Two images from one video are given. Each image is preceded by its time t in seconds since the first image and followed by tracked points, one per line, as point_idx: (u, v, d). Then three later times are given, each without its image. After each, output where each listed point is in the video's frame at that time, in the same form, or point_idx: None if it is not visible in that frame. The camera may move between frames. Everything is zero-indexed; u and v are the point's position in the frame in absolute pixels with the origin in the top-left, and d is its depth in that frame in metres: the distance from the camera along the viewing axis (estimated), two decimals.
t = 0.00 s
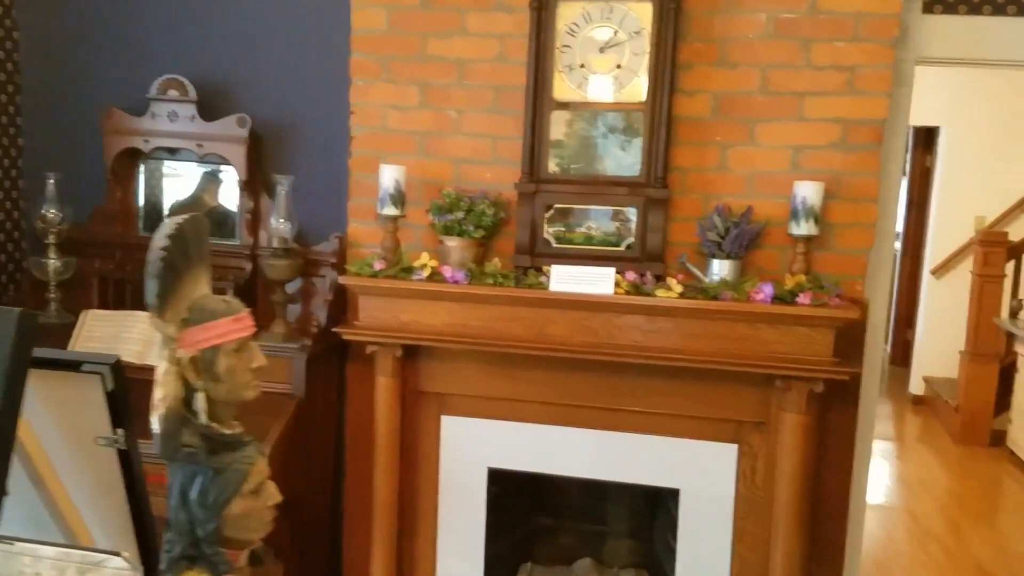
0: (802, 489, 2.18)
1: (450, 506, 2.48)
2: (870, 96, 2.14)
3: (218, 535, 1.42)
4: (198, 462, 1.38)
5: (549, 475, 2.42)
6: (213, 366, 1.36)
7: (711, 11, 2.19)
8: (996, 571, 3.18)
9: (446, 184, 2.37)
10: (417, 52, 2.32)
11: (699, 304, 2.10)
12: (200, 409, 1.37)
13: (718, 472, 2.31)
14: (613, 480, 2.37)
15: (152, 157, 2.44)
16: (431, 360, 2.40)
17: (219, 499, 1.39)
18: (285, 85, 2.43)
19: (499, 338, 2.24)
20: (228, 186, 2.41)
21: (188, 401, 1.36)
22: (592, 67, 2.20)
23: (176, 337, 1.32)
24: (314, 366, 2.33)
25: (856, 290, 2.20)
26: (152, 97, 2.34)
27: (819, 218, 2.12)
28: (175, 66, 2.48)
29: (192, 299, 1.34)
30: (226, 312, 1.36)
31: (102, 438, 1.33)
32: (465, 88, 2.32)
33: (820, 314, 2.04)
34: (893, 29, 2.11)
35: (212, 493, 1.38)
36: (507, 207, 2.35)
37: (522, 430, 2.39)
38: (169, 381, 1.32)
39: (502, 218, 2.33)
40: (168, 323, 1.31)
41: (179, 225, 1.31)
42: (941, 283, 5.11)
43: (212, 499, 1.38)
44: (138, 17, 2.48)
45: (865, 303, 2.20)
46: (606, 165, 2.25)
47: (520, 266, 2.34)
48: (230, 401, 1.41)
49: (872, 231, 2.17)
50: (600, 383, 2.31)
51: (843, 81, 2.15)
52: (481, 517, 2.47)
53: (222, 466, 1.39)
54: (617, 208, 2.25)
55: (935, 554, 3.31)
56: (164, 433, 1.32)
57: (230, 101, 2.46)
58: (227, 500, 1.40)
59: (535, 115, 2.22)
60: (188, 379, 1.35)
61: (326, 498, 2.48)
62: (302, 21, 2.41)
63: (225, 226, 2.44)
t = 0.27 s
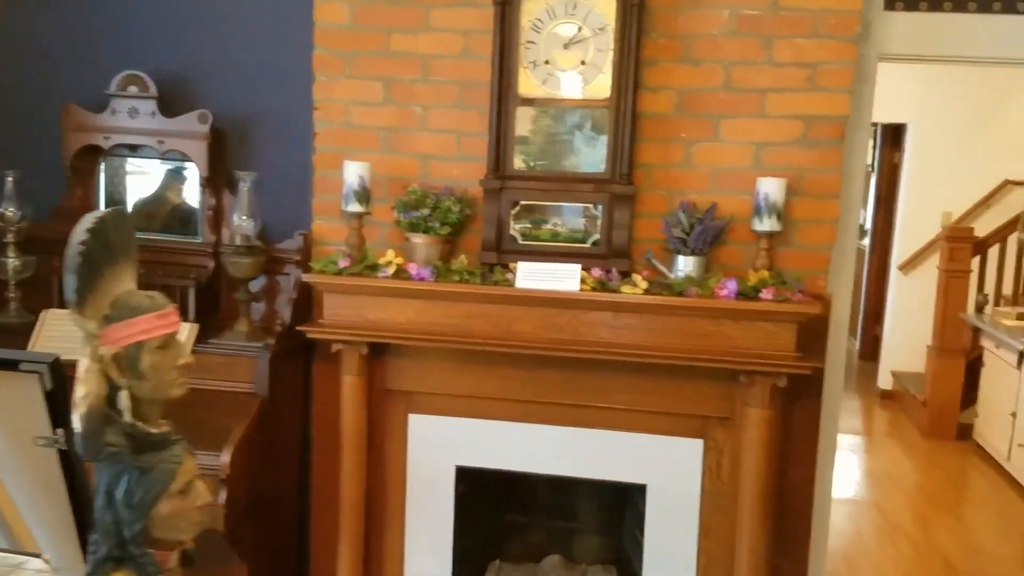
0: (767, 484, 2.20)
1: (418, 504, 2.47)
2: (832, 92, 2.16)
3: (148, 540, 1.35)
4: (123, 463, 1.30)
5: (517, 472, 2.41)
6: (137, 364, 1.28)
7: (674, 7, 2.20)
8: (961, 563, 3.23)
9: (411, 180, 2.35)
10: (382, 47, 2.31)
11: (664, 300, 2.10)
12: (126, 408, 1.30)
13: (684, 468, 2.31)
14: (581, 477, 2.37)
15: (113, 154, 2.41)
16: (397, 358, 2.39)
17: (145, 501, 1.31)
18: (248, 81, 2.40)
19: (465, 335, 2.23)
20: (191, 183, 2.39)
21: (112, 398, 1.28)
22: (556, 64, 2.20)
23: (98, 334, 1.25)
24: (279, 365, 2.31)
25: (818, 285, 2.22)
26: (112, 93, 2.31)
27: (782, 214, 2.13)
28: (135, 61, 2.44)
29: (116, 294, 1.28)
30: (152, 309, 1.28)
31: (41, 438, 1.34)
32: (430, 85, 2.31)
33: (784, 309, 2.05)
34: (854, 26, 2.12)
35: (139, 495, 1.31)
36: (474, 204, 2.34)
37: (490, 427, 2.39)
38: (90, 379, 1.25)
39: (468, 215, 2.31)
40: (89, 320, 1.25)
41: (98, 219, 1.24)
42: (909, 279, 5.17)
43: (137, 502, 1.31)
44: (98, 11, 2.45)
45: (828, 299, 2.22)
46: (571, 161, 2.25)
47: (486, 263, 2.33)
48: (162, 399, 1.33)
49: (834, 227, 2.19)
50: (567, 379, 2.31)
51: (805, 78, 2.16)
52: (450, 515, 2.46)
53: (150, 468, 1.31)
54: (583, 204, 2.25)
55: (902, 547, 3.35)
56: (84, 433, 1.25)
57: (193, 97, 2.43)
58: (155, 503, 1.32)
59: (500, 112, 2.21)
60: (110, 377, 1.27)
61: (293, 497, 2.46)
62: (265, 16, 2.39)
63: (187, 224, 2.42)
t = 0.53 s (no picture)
0: (735, 480, 2.21)
1: (388, 505, 2.45)
2: (796, 90, 2.17)
3: (73, 545, 1.44)
4: (45, 469, 1.41)
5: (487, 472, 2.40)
6: (57, 365, 1.42)
7: (638, 5, 2.20)
8: (931, 556, 3.27)
9: (378, 179, 2.34)
10: (346, 46, 2.29)
11: (632, 298, 2.10)
12: (45, 412, 1.42)
13: (653, 465, 2.32)
14: (550, 475, 2.37)
15: (75, 155, 2.37)
16: (365, 358, 2.37)
17: (69, 506, 1.41)
18: (211, 80, 2.38)
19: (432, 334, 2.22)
20: (156, 184, 2.37)
21: (32, 405, 1.41)
22: (522, 62, 2.19)
23: (16, 334, 1.39)
24: (244, 367, 2.29)
25: (783, 282, 2.23)
26: (72, 94, 2.28)
27: (747, 212, 2.14)
28: (97, 61, 2.41)
29: (33, 297, 1.42)
30: (70, 310, 1.42)
31: None
32: (395, 83, 2.29)
33: (750, 306, 2.06)
34: (817, 24, 2.14)
35: (63, 499, 1.41)
36: (441, 203, 2.33)
37: (459, 427, 2.38)
38: (13, 381, 1.37)
39: (435, 214, 2.30)
40: (9, 320, 1.38)
41: (17, 220, 1.39)
42: (879, 276, 5.22)
43: (62, 506, 1.41)
44: (58, 10, 2.41)
45: (793, 295, 2.23)
46: (537, 160, 2.24)
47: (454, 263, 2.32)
48: (80, 405, 1.46)
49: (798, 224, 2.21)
50: (535, 378, 2.31)
51: (769, 76, 2.17)
52: (419, 515, 2.45)
53: (73, 472, 1.43)
54: (549, 203, 2.25)
55: (872, 541, 3.38)
56: (8, 437, 1.37)
57: (156, 96, 2.40)
58: (79, 507, 1.42)
59: (465, 111, 2.21)
60: (31, 380, 1.40)
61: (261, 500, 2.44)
62: (228, 14, 2.36)
63: (151, 225, 2.39)
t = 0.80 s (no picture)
0: (703, 477, 2.21)
1: (356, 508, 2.44)
2: (759, 88, 2.18)
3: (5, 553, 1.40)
4: None
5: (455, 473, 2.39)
6: None
7: (601, 4, 2.20)
8: (899, 549, 3.31)
9: (342, 179, 2.32)
10: (308, 45, 2.27)
11: (598, 297, 2.10)
12: None
13: (621, 463, 2.32)
14: (519, 475, 2.36)
15: (36, 157, 2.33)
16: (331, 360, 2.36)
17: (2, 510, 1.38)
18: (172, 80, 2.35)
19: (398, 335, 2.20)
20: (117, 187, 2.33)
21: None
22: (486, 61, 2.19)
23: None
24: (208, 370, 2.26)
25: (747, 279, 2.25)
26: (30, 95, 2.23)
27: (711, 210, 2.15)
28: (55, 61, 2.37)
29: None
30: None
31: None
32: (359, 83, 2.28)
33: (715, 304, 2.07)
34: (779, 23, 2.15)
35: None
36: (407, 203, 2.32)
37: (427, 428, 2.37)
38: None
39: (401, 214, 2.29)
40: None
41: None
42: (847, 272, 5.29)
43: None
44: (14, 9, 2.37)
45: (758, 292, 2.25)
46: (503, 159, 2.24)
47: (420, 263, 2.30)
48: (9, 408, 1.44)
49: (763, 222, 2.22)
50: (503, 378, 2.30)
51: (732, 74, 2.18)
52: (388, 517, 2.44)
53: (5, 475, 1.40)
54: (515, 202, 2.24)
55: (841, 535, 3.42)
56: None
57: (115, 96, 2.37)
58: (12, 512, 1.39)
59: (430, 110, 2.20)
60: None
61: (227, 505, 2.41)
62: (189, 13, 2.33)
63: (112, 228, 2.36)
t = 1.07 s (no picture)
0: (661, 476, 2.23)
1: (314, 510, 2.41)
2: (713, 90, 2.20)
3: None
4: None
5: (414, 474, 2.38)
6: None
7: (557, 5, 2.21)
8: (856, 544, 3.36)
9: (297, 179, 2.29)
10: (262, 44, 2.24)
11: (556, 297, 2.10)
12: None
13: (580, 463, 2.32)
14: (479, 476, 2.36)
15: None
16: (288, 362, 2.33)
17: None
18: (123, 78, 2.31)
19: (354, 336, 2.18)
20: (69, 188, 2.27)
21: None
22: (442, 61, 2.18)
23: None
24: (160, 373, 2.22)
25: (703, 279, 2.27)
26: None
27: (668, 210, 2.16)
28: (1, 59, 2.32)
29: None
30: None
31: None
32: (314, 82, 2.25)
33: (673, 303, 2.08)
34: (732, 24, 2.17)
35: None
36: (363, 202, 2.30)
37: (385, 429, 2.35)
38: None
39: (357, 214, 2.26)
40: None
41: None
42: (805, 271, 5.38)
43: None
44: None
45: (713, 292, 2.27)
46: (460, 159, 2.23)
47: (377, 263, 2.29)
48: None
49: (718, 222, 2.24)
50: (462, 379, 2.30)
51: (686, 76, 2.20)
52: (347, 520, 2.41)
53: None
54: (473, 202, 2.23)
55: (799, 530, 3.47)
56: None
57: (64, 95, 2.32)
58: None
59: (386, 109, 2.18)
60: None
61: (182, 510, 2.37)
62: (140, 10, 2.29)
63: (62, 229, 2.30)
